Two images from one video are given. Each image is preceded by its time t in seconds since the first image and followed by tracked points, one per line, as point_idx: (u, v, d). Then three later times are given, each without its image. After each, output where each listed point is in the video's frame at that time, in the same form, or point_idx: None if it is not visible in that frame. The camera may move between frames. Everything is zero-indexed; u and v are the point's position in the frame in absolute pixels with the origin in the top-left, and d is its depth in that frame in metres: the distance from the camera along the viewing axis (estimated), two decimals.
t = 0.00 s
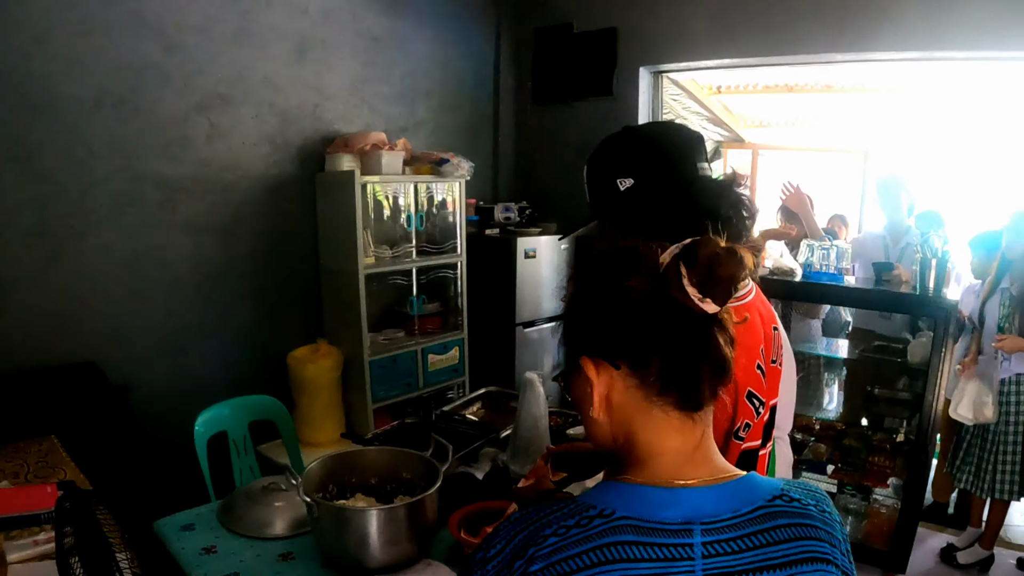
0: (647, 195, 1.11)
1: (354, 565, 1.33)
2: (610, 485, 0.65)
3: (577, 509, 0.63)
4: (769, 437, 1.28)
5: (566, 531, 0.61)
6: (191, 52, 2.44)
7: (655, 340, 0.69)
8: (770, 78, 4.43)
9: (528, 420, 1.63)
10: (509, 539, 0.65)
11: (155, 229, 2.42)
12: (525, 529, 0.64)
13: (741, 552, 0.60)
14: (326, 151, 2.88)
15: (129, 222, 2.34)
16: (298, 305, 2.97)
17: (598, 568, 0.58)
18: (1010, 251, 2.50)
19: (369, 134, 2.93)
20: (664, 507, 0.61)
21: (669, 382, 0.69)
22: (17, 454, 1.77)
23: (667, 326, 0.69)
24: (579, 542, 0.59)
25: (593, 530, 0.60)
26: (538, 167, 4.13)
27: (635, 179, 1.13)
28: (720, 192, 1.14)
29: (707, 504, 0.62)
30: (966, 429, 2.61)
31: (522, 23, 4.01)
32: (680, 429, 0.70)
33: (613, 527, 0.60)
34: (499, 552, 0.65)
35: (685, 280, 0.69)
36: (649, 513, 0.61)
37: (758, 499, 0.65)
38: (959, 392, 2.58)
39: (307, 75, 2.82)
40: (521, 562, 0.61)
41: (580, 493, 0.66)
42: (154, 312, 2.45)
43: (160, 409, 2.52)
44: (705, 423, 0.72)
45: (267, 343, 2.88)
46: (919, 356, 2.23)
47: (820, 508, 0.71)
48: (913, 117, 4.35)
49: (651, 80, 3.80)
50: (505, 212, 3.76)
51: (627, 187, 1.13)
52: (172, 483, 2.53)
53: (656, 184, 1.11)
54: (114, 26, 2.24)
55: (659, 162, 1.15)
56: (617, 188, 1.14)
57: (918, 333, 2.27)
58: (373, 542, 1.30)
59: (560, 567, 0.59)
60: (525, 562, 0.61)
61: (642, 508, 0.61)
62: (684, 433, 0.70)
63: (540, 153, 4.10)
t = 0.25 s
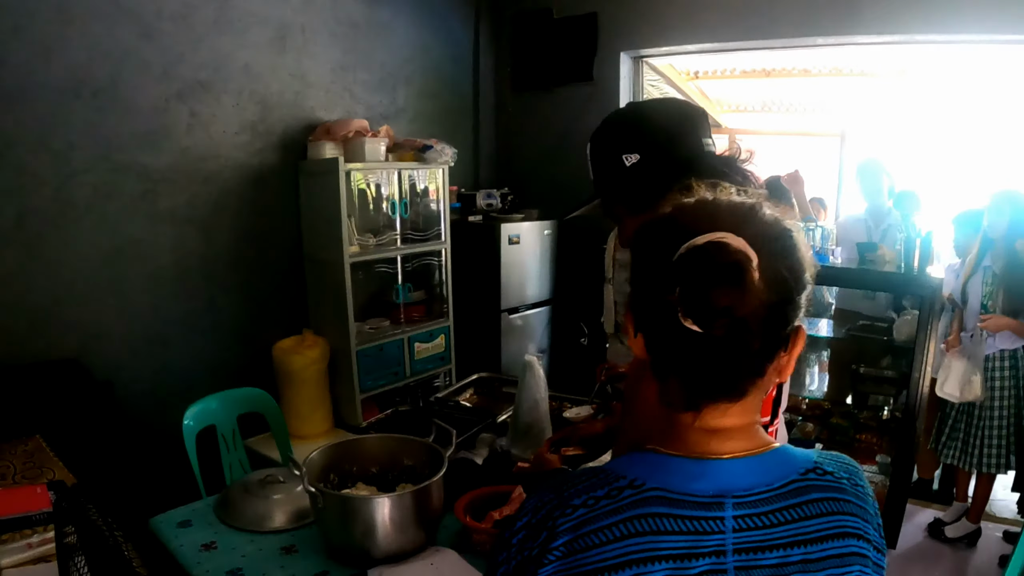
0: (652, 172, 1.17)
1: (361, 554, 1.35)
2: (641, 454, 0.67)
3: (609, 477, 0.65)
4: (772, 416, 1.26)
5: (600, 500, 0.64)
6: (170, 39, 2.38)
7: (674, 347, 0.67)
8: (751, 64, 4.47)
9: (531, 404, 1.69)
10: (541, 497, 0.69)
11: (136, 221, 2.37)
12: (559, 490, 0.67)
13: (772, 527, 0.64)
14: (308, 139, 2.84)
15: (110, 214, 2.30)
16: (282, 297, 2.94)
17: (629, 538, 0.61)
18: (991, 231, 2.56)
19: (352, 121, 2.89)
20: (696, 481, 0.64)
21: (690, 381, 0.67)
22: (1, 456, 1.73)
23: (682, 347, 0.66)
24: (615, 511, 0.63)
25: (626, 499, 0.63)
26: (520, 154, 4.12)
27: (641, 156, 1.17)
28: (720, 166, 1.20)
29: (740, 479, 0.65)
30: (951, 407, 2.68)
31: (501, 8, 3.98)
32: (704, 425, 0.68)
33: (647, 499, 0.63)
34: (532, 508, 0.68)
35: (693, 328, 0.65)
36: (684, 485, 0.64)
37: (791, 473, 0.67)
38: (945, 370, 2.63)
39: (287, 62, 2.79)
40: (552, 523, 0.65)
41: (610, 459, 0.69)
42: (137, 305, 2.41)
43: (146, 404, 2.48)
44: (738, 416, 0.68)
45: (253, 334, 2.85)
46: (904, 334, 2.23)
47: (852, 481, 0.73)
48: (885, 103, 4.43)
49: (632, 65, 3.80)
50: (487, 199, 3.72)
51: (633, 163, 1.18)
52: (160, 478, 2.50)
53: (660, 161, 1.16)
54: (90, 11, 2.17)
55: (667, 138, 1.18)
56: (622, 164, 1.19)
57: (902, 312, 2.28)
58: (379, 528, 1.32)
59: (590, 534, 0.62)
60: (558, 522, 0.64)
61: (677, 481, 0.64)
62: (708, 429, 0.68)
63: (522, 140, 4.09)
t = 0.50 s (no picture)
0: (659, 158, 1.11)
1: (369, 552, 1.35)
2: (776, 445, 0.70)
3: (745, 467, 0.69)
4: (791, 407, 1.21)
5: (738, 491, 0.68)
6: (157, 30, 2.34)
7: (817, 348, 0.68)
8: (739, 50, 4.56)
9: (534, 393, 1.72)
10: (675, 480, 0.74)
11: (126, 216, 2.33)
12: (694, 476, 0.72)
13: (898, 523, 0.67)
14: (299, 131, 2.81)
15: (100, 210, 2.26)
16: (275, 291, 2.91)
17: (763, 531, 0.66)
18: (985, 215, 2.60)
19: (343, 112, 2.86)
20: (830, 477, 0.67)
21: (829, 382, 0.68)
22: None
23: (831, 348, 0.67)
24: (750, 504, 0.67)
25: (763, 493, 0.67)
26: (510, 144, 4.09)
27: (648, 141, 1.12)
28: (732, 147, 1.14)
29: (873, 476, 0.67)
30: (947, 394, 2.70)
31: None
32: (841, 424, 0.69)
33: (781, 494, 0.67)
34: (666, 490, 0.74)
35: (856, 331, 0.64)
36: (819, 481, 0.67)
37: (919, 471, 0.69)
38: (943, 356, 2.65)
39: (276, 52, 2.74)
40: (688, 508, 0.70)
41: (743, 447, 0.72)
42: (130, 302, 2.38)
43: (140, 402, 2.46)
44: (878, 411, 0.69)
45: (245, 330, 2.81)
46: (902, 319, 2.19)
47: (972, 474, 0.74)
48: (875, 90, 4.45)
49: (623, 54, 3.78)
50: (479, 188, 3.69)
51: (639, 149, 1.12)
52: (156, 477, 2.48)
53: (667, 145, 1.11)
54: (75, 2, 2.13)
55: (673, 123, 1.12)
56: (628, 150, 1.14)
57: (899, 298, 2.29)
58: (386, 525, 1.32)
59: (728, 526, 0.67)
60: (694, 510, 0.69)
61: (811, 476, 0.67)
62: (844, 426, 0.69)
63: (511, 130, 4.06)
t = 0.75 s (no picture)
0: (640, 147, 1.11)
1: (376, 545, 1.36)
2: (901, 413, 0.72)
3: (874, 431, 0.71)
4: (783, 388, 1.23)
5: (866, 454, 0.71)
6: (143, 24, 2.33)
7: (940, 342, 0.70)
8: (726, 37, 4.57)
9: (536, 383, 1.73)
10: (799, 440, 0.75)
11: (115, 212, 2.32)
12: (821, 437, 0.74)
13: (1009, 496, 0.70)
14: (289, 124, 2.79)
15: (89, 207, 2.25)
16: (267, 286, 2.90)
17: (889, 494, 0.70)
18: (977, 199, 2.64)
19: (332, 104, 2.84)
20: (954, 446, 0.70)
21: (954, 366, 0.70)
22: None
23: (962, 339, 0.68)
24: (878, 468, 0.70)
25: (891, 457, 0.70)
26: (499, 135, 4.07)
27: (630, 129, 1.12)
28: (718, 132, 1.12)
29: (996, 449, 0.70)
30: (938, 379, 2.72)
31: None
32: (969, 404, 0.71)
33: (907, 459, 0.69)
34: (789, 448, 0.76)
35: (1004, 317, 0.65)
36: (945, 449, 0.69)
37: None
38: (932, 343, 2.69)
39: (264, 45, 2.72)
40: (814, 467, 0.73)
41: (868, 412, 0.74)
42: (122, 299, 2.37)
43: (134, 399, 2.45)
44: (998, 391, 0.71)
45: (238, 325, 2.80)
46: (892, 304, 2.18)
47: None
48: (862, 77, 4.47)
49: (612, 43, 3.78)
50: (469, 179, 3.66)
51: (622, 137, 1.13)
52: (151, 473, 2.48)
53: (648, 132, 1.11)
54: None
55: (656, 109, 1.11)
56: (612, 138, 1.14)
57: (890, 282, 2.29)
58: (392, 517, 1.32)
59: (856, 487, 0.70)
60: (823, 471, 0.72)
61: (939, 444, 0.70)
62: (968, 405, 0.71)
63: (501, 120, 4.04)
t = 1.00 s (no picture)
0: (622, 132, 1.12)
1: (378, 537, 1.37)
2: (954, 390, 0.75)
3: (931, 409, 0.74)
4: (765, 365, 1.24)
5: (925, 433, 0.73)
6: (131, 19, 2.32)
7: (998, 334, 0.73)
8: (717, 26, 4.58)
9: (534, 373, 1.75)
10: (861, 417, 0.77)
11: (106, 208, 2.31)
12: (879, 414, 0.76)
13: None
14: (279, 117, 2.78)
15: (80, 204, 2.24)
16: (261, 281, 2.89)
17: (950, 470, 0.72)
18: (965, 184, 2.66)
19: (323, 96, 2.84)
20: (1006, 423, 0.72)
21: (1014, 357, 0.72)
22: None
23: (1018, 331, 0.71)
24: (937, 444, 0.72)
25: (950, 434, 0.72)
26: (490, 126, 4.06)
27: (613, 116, 1.13)
28: (699, 117, 1.14)
29: None
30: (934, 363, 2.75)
31: None
32: None
33: (964, 437, 0.72)
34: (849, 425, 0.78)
35: None
36: (999, 426, 0.72)
37: None
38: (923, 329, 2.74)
39: (253, 38, 2.71)
40: (875, 443, 0.75)
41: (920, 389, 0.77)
42: (115, 296, 2.37)
43: (129, 397, 2.45)
44: None
45: (232, 320, 2.79)
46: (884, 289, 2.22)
47: None
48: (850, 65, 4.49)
49: (601, 32, 3.77)
50: (460, 170, 3.70)
51: (605, 124, 1.14)
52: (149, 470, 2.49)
53: (629, 117, 1.12)
54: None
55: (639, 95, 1.12)
56: (595, 125, 1.15)
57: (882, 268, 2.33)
58: (395, 510, 1.33)
59: (920, 463, 0.73)
60: (887, 447, 0.74)
61: (994, 421, 0.72)
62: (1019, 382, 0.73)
63: (491, 111, 4.03)
